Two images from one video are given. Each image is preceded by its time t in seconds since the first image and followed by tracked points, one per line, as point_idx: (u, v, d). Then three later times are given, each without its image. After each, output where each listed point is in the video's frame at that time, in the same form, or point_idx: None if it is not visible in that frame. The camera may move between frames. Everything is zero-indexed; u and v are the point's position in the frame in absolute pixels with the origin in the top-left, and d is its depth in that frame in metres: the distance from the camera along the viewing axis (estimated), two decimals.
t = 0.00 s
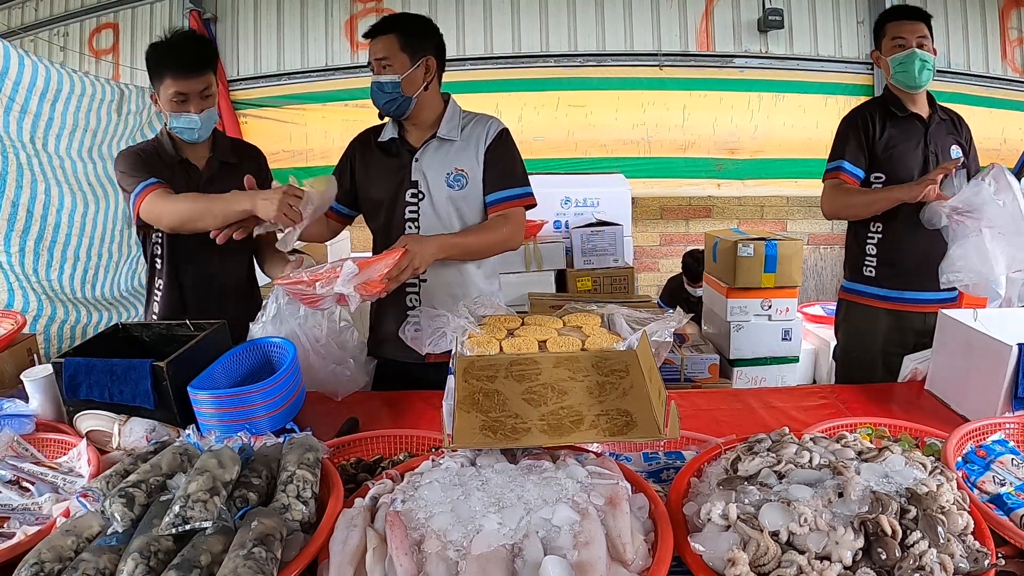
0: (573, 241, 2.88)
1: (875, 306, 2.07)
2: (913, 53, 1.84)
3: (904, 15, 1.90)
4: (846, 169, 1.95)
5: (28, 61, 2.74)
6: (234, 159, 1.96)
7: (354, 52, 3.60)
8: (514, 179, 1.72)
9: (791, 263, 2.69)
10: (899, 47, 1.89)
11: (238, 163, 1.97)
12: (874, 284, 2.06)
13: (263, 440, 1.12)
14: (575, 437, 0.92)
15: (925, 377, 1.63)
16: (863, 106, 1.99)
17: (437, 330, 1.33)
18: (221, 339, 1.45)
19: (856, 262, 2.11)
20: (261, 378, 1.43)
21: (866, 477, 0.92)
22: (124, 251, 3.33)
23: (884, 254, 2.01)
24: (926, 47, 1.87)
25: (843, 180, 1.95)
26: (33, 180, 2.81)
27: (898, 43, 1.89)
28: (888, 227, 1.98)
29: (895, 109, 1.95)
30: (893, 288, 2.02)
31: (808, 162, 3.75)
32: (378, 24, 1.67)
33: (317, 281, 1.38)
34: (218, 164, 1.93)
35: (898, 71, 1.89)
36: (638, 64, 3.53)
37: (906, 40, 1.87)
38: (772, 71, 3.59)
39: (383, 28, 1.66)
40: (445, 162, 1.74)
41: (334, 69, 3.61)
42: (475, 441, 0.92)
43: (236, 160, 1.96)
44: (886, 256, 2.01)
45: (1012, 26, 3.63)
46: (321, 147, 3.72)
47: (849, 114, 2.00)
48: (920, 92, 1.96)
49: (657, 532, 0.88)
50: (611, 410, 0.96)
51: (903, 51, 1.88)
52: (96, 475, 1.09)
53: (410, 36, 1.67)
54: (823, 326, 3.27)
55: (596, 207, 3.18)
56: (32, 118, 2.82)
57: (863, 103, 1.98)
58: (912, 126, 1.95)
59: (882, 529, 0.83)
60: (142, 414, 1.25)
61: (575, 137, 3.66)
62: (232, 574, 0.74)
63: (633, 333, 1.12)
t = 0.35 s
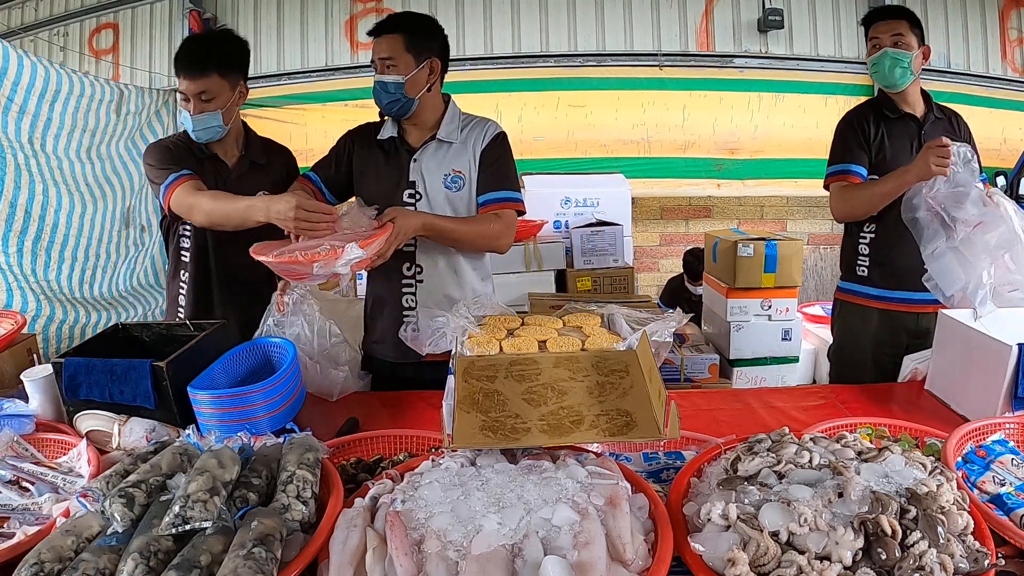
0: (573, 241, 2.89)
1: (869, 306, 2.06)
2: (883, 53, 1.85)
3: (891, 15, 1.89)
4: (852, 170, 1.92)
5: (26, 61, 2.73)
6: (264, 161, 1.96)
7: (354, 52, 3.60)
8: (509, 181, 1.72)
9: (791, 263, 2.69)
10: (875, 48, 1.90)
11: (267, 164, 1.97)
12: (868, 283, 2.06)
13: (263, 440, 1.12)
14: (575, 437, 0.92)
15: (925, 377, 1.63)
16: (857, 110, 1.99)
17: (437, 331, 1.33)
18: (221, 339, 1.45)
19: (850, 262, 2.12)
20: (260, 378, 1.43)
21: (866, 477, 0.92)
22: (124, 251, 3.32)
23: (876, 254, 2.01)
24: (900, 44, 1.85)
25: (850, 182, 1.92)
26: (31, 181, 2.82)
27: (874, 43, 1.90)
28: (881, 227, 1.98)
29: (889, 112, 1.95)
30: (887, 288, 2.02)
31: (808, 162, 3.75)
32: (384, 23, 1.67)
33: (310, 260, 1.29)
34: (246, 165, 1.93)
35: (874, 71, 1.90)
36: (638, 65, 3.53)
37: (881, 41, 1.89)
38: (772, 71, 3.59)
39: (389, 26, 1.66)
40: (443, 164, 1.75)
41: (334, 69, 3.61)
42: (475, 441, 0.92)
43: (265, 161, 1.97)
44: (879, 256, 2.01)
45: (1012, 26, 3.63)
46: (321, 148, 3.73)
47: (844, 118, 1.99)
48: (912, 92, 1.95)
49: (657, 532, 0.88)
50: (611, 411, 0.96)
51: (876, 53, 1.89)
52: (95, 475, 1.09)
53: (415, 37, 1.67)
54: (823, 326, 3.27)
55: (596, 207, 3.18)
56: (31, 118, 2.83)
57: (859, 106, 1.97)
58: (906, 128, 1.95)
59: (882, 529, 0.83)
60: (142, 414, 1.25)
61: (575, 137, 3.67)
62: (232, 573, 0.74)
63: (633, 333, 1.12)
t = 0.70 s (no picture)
0: (573, 241, 2.89)
1: (869, 307, 2.06)
2: (881, 51, 1.85)
3: (891, 15, 1.89)
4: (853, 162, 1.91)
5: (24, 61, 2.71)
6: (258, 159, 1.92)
7: (354, 52, 3.60)
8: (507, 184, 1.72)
9: (791, 263, 2.69)
10: (874, 46, 1.90)
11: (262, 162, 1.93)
12: (868, 283, 2.05)
13: (263, 440, 1.12)
14: (575, 438, 0.92)
15: (925, 377, 1.63)
16: (857, 107, 1.99)
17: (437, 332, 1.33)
18: (221, 339, 1.45)
19: (848, 263, 2.10)
20: (260, 378, 1.43)
21: (866, 477, 0.92)
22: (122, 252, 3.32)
23: (874, 254, 2.00)
24: (899, 43, 1.85)
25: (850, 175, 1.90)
26: (28, 181, 2.81)
27: (874, 41, 1.91)
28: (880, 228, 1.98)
29: (889, 110, 1.94)
30: (886, 288, 2.02)
31: (808, 162, 3.76)
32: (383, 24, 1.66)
33: (343, 341, 1.21)
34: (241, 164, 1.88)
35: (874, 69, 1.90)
36: (638, 64, 3.52)
37: (880, 40, 1.89)
38: (772, 71, 3.58)
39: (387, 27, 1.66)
40: (441, 165, 1.74)
41: (334, 69, 3.61)
42: (475, 442, 0.92)
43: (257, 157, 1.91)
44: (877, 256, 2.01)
45: (1012, 26, 3.63)
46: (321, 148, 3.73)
47: (845, 116, 1.99)
48: (913, 91, 1.95)
49: (657, 532, 0.88)
50: (611, 410, 0.96)
51: (875, 51, 1.89)
52: (96, 475, 1.09)
53: (411, 37, 1.66)
54: (823, 326, 3.28)
55: (596, 207, 3.18)
56: (29, 119, 2.82)
57: (859, 104, 1.97)
58: (906, 126, 1.95)
59: (882, 529, 0.83)
60: (142, 414, 1.25)
61: (575, 137, 3.68)
62: (232, 573, 0.74)
63: (633, 333, 1.12)
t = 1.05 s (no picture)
0: (573, 241, 2.89)
1: (868, 307, 2.05)
2: (884, 50, 1.85)
3: (895, 14, 1.88)
4: (844, 166, 1.91)
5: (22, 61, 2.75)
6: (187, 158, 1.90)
7: (354, 52, 3.58)
8: (506, 181, 1.76)
9: (791, 263, 2.69)
10: (877, 45, 1.89)
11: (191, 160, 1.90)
12: (865, 284, 2.06)
13: (263, 440, 1.12)
14: (575, 438, 0.92)
15: (925, 377, 1.63)
16: (855, 107, 1.99)
17: (436, 333, 1.33)
18: (221, 339, 1.45)
19: (846, 262, 2.10)
20: (260, 378, 1.43)
21: (866, 477, 0.92)
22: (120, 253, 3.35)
23: (872, 254, 2.00)
24: (904, 42, 1.84)
25: (841, 177, 1.91)
26: (26, 182, 2.81)
27: (877, 40, 1.89)
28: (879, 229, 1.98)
29: (888, 111, 1.94)
30: (883, 288, 2.02)
31: (808, 162, 3.75)
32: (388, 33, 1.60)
33: (339, 415, 1.21)
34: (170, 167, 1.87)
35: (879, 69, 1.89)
36: (638, 64, 3.53)
37: (885, 38, 1.87)
38: (772, 71, 3.59)
39: (393, 37, 1.61)
40: (442, 166, 1.74)
41: (334, 69, 3.61)
42: (475, 442, 0.92)
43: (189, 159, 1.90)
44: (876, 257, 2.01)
45: (1012, 26, 3.63)
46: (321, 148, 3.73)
47: (842, 116, 1.99)
48: (915, 92, 1.94)
49: (657, 532, 0.88)
50: (611, 410, 0.96)
51: (880, 49, 1.88)
52: (96, 475, 1.09)
53: (417, 44, 1.63)
54: (823, 326, 3.28)
55: (596, 207, 3.18)
56: (28, 119, 2.84)
57: (859, 104, 1.97)
58: (905, 126, 1.95)
59: (882, 529, 0.83)
60: (141, 414, 1.25)
61: (575, 137, 3.68)
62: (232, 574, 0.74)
63: (633, 333, 1.12)
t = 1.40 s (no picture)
0: (573, 241, 2.89)
1: (867, 306, 2.05)
2: (886, 51, 1.84)
3: (897, 14, 1.88)
4: (845, 168, 1.91)
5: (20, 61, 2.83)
6: (173, 160, 2.06)
7: (354, 52, 3.58)
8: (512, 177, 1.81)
9: (791, 263, 2.69)
10: (880, 44, 1.89)
11: (176, 163, 2.06)
12: (864, 283, 2.06)
13: (263, 440, 1.12)
14: (575, 438, 0.92)
15: (925, 377, 1.63)
16: (856, 108, 1.98)
17: (438, 333, 1.34)
18: (221, 340, 1.45)
19: (846, 262, 2.10)
20: (260, 378, 1.43)
21: (866, 477, 0.92)
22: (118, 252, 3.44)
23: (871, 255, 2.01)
24: (906, 43, 1.84)
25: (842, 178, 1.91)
26: (23, 183, 2.93)
27: (880, 41, 1.89)
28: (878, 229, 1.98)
29: (888, 111, 1.94)
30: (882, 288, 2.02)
31: (808, 162, 3.75)
32: (412, 40, 1.55)
33: (342, 413, 1.23)
34: (155, 168, 2.02)
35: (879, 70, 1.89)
36: (638, 64, 3.53)
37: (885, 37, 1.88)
38: (772, 71, 3.59)
39: (417, 46, 1.56)
40: (452, 164, 1.76)
41: (334, 69, 3.61)
42: (475, 442, 0.92)
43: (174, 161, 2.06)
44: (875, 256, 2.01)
45: (1012, 26, 3.63)
46: (321, 148, 3.73)
47: (843, 116, 1.99)
48: (915, 93, 1.94)
49: (657, 532, 0.88)
50: (611, 411, 0.96)
51: (882, 49, 1.87)
52: (96, 475, 1.09)
53: (436, 47, 1.61)
54: (823, 326, 3.28)
55: (596, 207, 3.18)
56: (26, 119, 2.91)
57: (859, 104, 1.97)
58: (905, 127, 1.94)
59: (882, 529, 0.83)
60: (142, 414, 1.25)
61: (575, 137, 3.67)
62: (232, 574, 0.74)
63: (633, 333, 1.12)
